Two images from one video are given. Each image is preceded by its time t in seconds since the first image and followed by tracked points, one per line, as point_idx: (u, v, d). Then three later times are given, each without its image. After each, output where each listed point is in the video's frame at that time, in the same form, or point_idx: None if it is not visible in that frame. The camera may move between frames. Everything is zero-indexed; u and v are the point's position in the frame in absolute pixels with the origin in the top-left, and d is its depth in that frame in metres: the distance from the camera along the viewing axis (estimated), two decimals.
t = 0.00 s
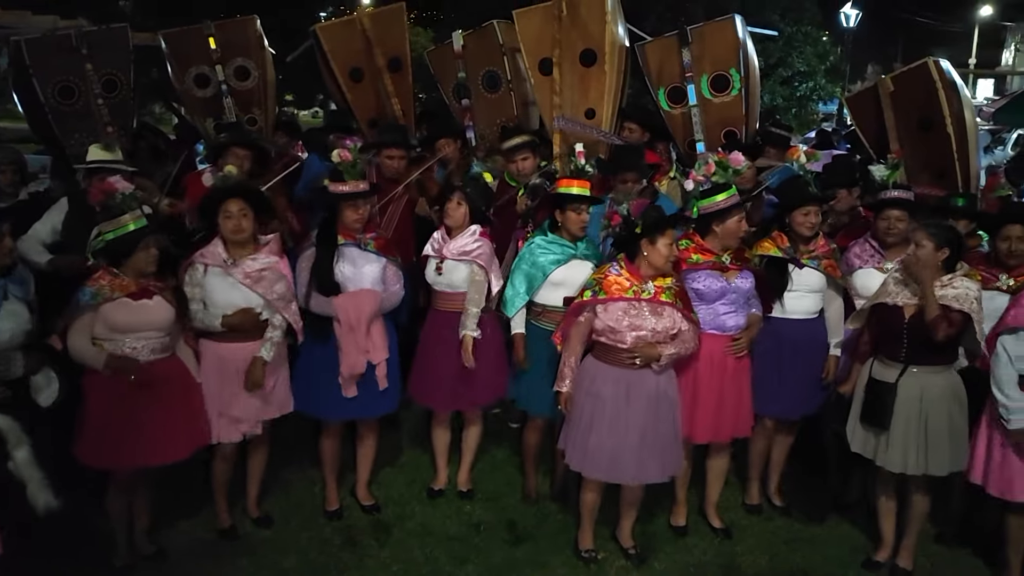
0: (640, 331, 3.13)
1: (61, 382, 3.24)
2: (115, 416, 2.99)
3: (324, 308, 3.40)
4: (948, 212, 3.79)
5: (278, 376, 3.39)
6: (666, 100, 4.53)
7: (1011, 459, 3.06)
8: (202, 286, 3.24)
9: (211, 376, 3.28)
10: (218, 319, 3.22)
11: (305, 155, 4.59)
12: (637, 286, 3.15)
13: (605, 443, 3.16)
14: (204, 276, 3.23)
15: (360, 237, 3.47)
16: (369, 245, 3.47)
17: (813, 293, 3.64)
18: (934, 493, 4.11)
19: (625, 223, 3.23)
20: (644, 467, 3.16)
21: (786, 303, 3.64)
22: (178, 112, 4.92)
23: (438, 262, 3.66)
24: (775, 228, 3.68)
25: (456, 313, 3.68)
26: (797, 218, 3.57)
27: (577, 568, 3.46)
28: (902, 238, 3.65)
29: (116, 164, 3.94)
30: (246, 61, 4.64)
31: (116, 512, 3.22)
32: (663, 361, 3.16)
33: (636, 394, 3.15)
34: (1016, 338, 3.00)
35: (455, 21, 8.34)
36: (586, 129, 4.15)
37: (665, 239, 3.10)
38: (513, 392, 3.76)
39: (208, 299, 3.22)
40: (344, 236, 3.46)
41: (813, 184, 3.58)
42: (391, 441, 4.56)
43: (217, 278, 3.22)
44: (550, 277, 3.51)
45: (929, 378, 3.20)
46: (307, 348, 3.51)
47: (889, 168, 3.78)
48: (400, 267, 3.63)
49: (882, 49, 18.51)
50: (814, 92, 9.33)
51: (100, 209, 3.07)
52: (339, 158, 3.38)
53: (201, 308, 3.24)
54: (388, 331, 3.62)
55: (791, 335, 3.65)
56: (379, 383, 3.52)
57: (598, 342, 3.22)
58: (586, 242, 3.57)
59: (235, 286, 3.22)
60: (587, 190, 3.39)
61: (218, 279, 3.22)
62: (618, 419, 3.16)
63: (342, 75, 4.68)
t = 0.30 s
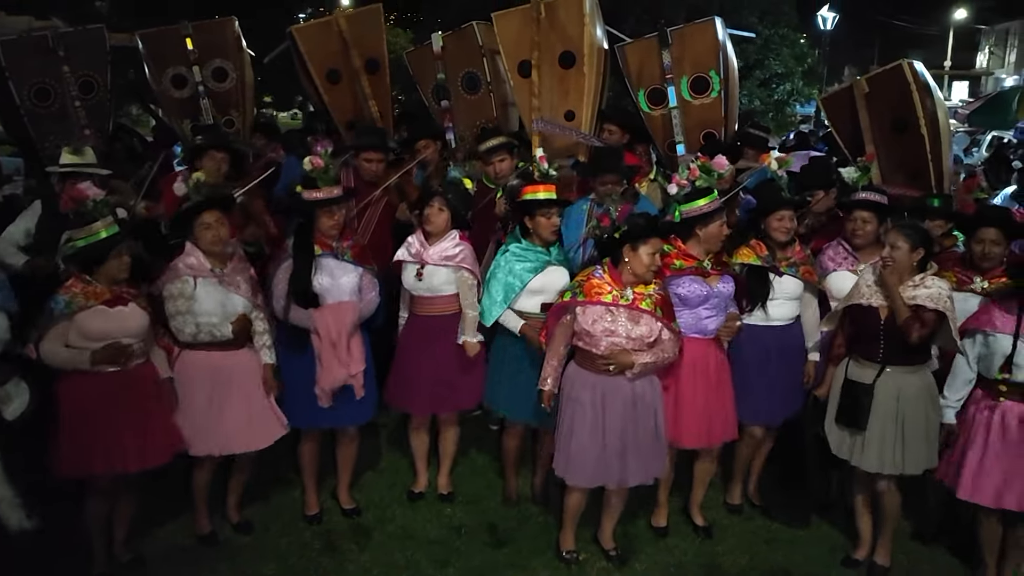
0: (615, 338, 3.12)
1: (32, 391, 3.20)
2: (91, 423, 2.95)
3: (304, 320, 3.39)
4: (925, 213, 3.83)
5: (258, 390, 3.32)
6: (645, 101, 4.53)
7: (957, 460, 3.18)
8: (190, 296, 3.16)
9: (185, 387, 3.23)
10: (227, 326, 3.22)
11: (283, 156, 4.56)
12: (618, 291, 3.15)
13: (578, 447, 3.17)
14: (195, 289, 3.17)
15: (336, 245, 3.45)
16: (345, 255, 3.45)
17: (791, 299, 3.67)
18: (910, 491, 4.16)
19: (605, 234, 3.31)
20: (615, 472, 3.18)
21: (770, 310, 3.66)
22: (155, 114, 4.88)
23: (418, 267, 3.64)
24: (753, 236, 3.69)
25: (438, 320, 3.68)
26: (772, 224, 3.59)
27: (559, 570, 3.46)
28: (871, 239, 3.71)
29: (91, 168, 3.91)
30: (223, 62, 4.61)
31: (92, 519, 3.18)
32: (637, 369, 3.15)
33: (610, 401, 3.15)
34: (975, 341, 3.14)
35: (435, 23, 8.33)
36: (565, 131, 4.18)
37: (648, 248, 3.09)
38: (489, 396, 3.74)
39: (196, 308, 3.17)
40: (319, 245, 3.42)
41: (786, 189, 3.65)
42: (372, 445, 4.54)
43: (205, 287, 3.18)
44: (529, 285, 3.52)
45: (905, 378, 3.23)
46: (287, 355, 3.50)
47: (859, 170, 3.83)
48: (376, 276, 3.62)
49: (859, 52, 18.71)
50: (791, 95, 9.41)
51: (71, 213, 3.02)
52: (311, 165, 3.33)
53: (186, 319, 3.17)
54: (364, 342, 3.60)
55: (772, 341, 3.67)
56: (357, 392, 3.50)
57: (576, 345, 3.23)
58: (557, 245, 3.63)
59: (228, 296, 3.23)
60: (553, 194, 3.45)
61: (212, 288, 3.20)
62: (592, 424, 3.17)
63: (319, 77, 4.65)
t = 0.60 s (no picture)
0: (599, 333, 3.15)
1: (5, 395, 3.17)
2: (73, 421, 2.93)
3: (279, 318, 3.35)
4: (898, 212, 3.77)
5: (229, 385, 3.33)
6: (623, 103, 4.53)
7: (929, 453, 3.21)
8: (172, 296, 3.14)
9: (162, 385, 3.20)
10: (211, 322, 3.23)
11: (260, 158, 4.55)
12: (594, 286, 3.17)
13: (567, 445, 3.16)
14: (178, 287, 3.14)
15: (312, 244, 3.45)
16: (322, 252, 3.45)
17: (769, 294, 3.71)
18: (886, 488, 4.20)
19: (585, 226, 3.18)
20: (602, 468, 3.20)
21: (745, 304, 3.70)
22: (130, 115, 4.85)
23: (402, 267, 3.62)
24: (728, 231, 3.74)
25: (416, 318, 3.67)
26: (748, 218, 3.60)
27: (539, 570, 3.46)
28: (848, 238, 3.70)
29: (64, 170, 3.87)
30: (200, 63, 4.57)
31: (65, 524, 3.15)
32: (622, 362, 3.19)
33: (595, 396, 3.16)
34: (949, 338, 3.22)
35: (413, 23, 8.32)
36: (543, 132, 4.21)
37: (620, 244, 3.10)
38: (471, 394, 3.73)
39: (180, 307, 3.15)
40: (295, 244, 3.43)
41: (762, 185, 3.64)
42: (351, 447, 4.52)
43: (186, 286, 3.17)
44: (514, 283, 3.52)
45: (884, 375, 3.26)
46: (264, 357, 3.47)
47: (837, 170, 3.79)
48: (356, 271, 3.60)
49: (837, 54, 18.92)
50: (769, 96, 9.53)
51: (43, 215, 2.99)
52: (287, 168, 3.29)
53: (170, 319, 3.14)
54: (343, 337, 3.58)
55: (754, 338, 3.71)
56: (336, 391, 3.49)
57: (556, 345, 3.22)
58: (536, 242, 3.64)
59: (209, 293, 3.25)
60: (525, 191, 3.44)
61: (194, 286, 3.20)
62: (578, 421, 3.16)
63: (296, 79, 4.64)
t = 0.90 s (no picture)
0: (581, 339, 3.18)
1: None
2: (42, 427, 2.90)
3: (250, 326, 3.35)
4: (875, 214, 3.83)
5: (204, 396, 3.30)
6: (604, 104, 4.55)
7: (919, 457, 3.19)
8: (135, 306, 3.11)
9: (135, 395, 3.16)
10: (168, 335, 3.18)
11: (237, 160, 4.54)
12: (565, 294, 3.16)
13: (554, 450, 3.15)
14: (140, 296, 3.11)
15: (289, 252, 3.43)
16: (297, 260, 3.43)
17: (745, 302, 3.73)
18: (864, 487, 4.23)
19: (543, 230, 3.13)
20: (589, 471, 3.21)
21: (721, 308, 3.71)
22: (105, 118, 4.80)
23: (390, 272, 3.63)
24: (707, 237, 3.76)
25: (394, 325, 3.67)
26: (720, 225, 3.67)
27: (519, 572, 3.45)
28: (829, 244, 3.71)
29: (36, 172, 3.84)
30: (175, 64, 4.54)
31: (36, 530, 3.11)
32: (601, 361, 3.27)
33: (579, 401, 3.20)
34: (931, 346, 3.15)
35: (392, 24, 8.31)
36: (523, 135, 4.17)
37: (581, 249, 3.12)
38: (449, 401, 3.74)
39: (143, 317, 3.12)
40: (272, 251, 3.42)
41: (736, 191, 3.67)
42: (330, 450, 4.50)
43: (149, 295, 3.13)
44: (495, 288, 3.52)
45: (860, 376, 3.29)
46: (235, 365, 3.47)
47: (818, 176, 3.88)
48: (334, 280, 3.59)
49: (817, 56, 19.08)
50: (747, 97, 9.59)
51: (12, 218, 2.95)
52: (258, 174, 3.31)
53: (135, 330, 3.12)
54: (320, 344, 3.54)
55: (735, 340, 3.73)
56: (306, 400, 3.45)
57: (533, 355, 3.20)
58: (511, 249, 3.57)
59: (175, 302, 3.19)
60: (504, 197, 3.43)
61: (160, 295, 3.16)
62: (567, 427, 3.17)
63: (273, 81, 4.64)
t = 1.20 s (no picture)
0: (566, 335, 3.22)
1: None
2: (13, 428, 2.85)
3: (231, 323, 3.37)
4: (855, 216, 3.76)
5: (182, 393, 3.31)
6: (586, 105, 4.57)
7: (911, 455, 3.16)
8: (105, 300, 3.12)
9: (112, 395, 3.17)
10: (135, 331, 3.17)
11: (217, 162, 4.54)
12: (542, 294, 3.16)
13: (550, 449, 3.18)
14: (110, 291, 3.12)
15: (271, 248, 3.40)
16: (280, 257, 3.39)
17: (728, 297, 3.76)
18: (844, 486, 4.26)
19: (516, 234, 3.09)
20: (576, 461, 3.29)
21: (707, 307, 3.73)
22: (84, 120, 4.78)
23: (377, 271, 3.62)
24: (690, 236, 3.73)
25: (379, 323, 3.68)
26: (704, 222, 3.66)
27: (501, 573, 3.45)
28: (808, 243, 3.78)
29: (14, 173, 3.83)
30: (154, 67, 4.55)
31: (12, 534, 3.08)
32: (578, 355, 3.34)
33: (569, 395, 3.24)
34: (916, 336, 3.13)
35: (374, 27, 8.34)
36: (504, 136, 4.23)
37: (553, 251, 3.16)
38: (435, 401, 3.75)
39: (113, 312, 3.14)
40: (253, 249, 3.40)
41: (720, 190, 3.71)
42: (312, 453, 4.49)
43: (120, 290, 3.14)
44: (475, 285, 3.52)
45: (843, 373, 3.33)
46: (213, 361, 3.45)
47: (796, 175, 3.84)
48: (318, 277, 3.56)
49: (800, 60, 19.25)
50: (728, 100, 9.68)
51: None
52: (238, 174, 3.27)
53: (103, 322, 3.13)
54: (303, 341, 3.54)
55: (720, 340, 3.77)
56: (282, 397, 3.43)
57: (520, 357, 3.16)
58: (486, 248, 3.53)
59: (147, 299, 3.18)
60: (497, 198, 3.43)
61: (131, 291, 3.16)
62: (563, 423, 3.22)
63: (254, 84, 4.64)
